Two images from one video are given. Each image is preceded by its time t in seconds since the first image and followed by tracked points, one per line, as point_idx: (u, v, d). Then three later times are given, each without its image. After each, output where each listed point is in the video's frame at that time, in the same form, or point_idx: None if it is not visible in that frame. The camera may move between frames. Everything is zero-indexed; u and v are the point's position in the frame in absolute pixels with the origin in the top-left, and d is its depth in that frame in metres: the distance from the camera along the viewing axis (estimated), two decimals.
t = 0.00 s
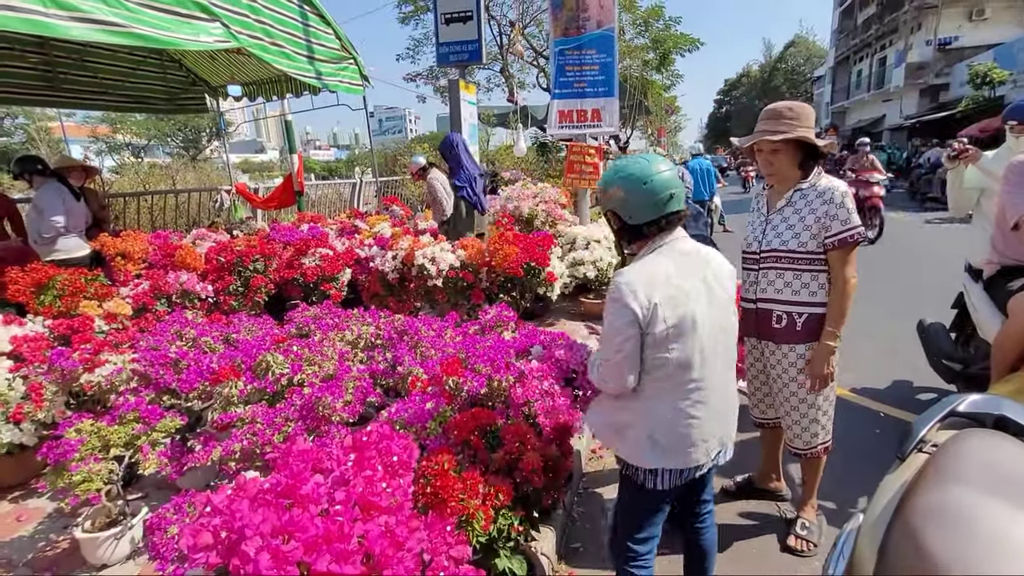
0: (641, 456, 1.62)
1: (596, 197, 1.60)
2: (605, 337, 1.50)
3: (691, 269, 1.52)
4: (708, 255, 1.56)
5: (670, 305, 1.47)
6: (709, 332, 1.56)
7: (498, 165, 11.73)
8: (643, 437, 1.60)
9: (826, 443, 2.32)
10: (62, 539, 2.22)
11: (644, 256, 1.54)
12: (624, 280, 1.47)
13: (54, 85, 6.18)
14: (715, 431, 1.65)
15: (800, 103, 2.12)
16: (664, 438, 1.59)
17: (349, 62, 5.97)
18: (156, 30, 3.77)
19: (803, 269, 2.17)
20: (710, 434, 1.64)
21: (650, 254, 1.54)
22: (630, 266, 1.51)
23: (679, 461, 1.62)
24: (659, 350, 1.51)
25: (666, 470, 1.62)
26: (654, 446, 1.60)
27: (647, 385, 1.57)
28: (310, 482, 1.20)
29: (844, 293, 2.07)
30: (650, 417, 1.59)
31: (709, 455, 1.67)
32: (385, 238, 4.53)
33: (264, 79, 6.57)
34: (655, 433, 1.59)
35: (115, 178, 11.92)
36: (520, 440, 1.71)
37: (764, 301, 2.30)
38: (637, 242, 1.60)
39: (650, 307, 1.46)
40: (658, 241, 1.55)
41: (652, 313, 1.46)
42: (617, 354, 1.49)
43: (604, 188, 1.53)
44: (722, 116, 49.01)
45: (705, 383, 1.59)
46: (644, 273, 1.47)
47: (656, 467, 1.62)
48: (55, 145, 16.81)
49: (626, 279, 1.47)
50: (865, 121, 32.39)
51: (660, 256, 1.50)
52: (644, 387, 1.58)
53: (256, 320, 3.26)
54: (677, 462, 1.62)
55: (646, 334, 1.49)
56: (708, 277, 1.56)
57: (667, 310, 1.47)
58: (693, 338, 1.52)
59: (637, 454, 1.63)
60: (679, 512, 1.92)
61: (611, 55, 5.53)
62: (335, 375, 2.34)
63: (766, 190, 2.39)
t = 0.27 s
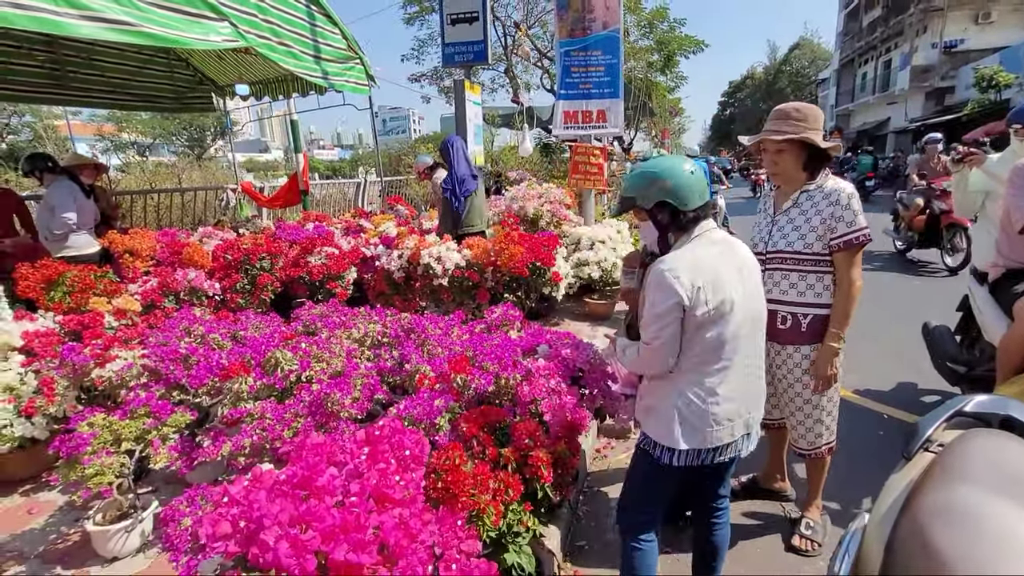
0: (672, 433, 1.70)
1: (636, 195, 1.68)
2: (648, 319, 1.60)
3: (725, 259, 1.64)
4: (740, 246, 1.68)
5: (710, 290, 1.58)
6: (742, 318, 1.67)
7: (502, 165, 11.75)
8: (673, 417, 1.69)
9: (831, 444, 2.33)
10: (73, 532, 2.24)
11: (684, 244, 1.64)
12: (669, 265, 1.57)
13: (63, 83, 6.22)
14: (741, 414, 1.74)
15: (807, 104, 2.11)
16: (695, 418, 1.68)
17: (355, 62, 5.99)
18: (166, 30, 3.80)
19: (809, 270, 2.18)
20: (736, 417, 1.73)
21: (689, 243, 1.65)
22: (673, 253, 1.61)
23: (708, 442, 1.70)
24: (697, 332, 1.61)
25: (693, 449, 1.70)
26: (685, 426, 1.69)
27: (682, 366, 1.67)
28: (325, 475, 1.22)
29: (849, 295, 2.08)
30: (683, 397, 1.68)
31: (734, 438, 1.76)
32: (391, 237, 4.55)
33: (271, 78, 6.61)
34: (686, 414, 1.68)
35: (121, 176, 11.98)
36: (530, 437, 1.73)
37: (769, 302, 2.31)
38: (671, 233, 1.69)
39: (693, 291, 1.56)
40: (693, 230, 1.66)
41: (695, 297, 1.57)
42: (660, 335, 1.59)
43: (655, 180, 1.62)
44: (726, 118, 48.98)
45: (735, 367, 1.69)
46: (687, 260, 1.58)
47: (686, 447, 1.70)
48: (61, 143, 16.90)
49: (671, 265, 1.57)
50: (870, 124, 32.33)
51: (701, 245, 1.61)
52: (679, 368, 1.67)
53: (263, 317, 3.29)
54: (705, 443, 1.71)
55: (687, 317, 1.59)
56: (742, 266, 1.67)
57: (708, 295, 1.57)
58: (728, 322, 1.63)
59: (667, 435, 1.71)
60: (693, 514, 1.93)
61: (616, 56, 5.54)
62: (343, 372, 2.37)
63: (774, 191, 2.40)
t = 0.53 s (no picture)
0: (694, 425, 1.76)
1: (649, 200, 1.77)
2: (671, 315, 1.66)
3: (732, 255, 1.76)
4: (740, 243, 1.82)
5: (722, 284, 1.68)
6: (748, 311, 1.79)
7: (507, 168, 11.81)
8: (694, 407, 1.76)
9: (831, 446, 2.38)
10: (90, 523, 2.30)
11: (695, 243, 1.74)
12: (685, 261, 1.66)
13: (76, 84, 6.30)
14: (749, 403, 1.84)
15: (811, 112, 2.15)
16: (715, 407, 1.76)
17: (364, 65, 6.05)
18: (181, 33, 3.87)
19: (811, 275, 2.23)
20: (746, 406, 1.83)
21: (699, 242, 1.74)
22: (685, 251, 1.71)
23: (724, 429, 1.79)
24: (712, 324, 1.71)
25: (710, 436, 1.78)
26: (704, 415, 1.76)
27: (699, 359, 1.75)
28: (346, 466, 1.29)
29: (850, 299, 2.12)
30: (700, 389, 1.76)
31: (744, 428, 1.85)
32: (398, 238, 4.62)
33: (280, 79, 6.68)
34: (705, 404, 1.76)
35: (129, 175, 12.08)
36: (538, 434, 1.78)
37: (772, 306, 2.36)
38: (680, 233, 1.78)
39: (709, 283, 1.66)
40: (701, 229, 1.77)
41: (710, 290, 1.67)
42: (683, 327, 1.66)
43: (667, 185, 1.71)
44: (730, 122, 49.00)
45: (744, 358, 1.80)
46: (699, 254, 1.68)
47: (707, 435, 1.77)
48: (69, 141, 17.04)
49: (686, 261, 1.66)
50: (874, 130, 32.35)
51: (710, 242, 1.72)
52: (696, 361, 1.75)
53: (273, 316, 3.34)
54: (721, 431, 1.79)
55: (703, 309, 1.68)
56: (745, 262, 1.80)
57: (720, 287, 1.68)
58: (736, 315, 1.74)
59: (688, 424, 1.78)
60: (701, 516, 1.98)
61: (623, 61, 5.59)
62: (354, 370, 2.42)
63: (778, 197, 2.46)
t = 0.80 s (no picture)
0: (685, 424, 1.84)
1: (641, 208, 1.86)
2: (659, 319, 1.73)
3: (719, 259, 1.82)
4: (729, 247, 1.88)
5: (709, 288, 1.75)
6: (737, 313, 1.85)
7: (511, 171, 11.87)
8: (684, 405, 1.83)
9: (829, 449, 2.41)
10: (99, 517, 2.33)
11: (683, 249, 1.80)
12: (672, 268, 1.73)
13: (85, 84, 6.36)
14: (742, 402, 1.90)
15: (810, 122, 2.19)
16: (704, 406, 1.83)
17: (370, 68, 6.11)
18: (192, 35, 3.93)
19: (810, 281, 2.27)
20: (738, 404, 1.89)
21: (687, 248, 1.81)
22: (673, 257, 1.78)
23: (716, 426, 1.86)
24: (700, 327, 1.78)
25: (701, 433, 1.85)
26: (694, 413, 1.84)
27: (688, 360, 1.82)
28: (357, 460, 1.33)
29: (847, 305, 2.16)
30: (690, 388, 1.83)
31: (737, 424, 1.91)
32: (402, 240, 4.66)
33: (286, 81, 6.74)
34: (694, 401, 1.83)
35: (134, 174, 12.15)
36: (541, 433, 1.82)
37: (771, 311, 2.39)
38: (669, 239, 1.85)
39: (695, 289, 1.73)
40: (690, 235, 1.83)
41: (697, 294, 1.73)
42: (671, 331, 1.73)
43: (656, 195, 1.80)
44: (733, 128, 49.05)
45: (734, 359, 1.86)
46: (685, 260, 1.75)
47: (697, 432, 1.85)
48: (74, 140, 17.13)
49: (673, 267, 1.73)
50: (876, 136, 32.39)
51: (697, 248, 1.79)
52: (686, 363, 1.82)
53: (279, 315, 3.38)
54: (713, 427, 1.86)
55: (691, 313, 1.75)
56: (734, 265, 1.86)
57: (707, 291, 1.74)
58: (725, 317, 1.81)
59: (678, 422, 1.85)
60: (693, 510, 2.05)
61: (627, 67, 5.64)
62: (360, 369, 2.46)
63: (777, 204, 2.50)
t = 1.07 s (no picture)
0: (683, 421, 1.87)
1: (640, 210, 1.86)
2: (659, 318, 1.76)
3: (717, 261, 1.86)
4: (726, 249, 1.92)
5: (707, 289, 1.79)
6: (733, 313, 1.89)
7: (513, 173, 11.90)
8: (682, 403, 1.87)
9: (830, 453, 2.42)
10: (104, 516, 2.35)
11: (682, 251, 1.84)
12: (672, 269, 1.76)
13: (91, 86, 6.40)
14: (736, 399, 1.94)
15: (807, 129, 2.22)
16: (701, 404, 1.87)
17: (374, 71, 6.14)
18: (198, 39, 3.96)
19: (810, 285, 2.29)
20: (732, 400, 1.94)
21: (686, 249, 1.84)
22: (673, 259, 1.81)
23: (712, 423, 1.90)
24: (698, 327, 1.81)
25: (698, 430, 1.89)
26: (692, 410, 1.87)
27: (686, 359, 1.85)
28: (363, 461, 1.35)
29: (848, 310, 2.17)
30: (688, 386, 1.87)
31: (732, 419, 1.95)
32: (405, 242, 4.69)
33: (291, 84, 6.78)
34: (692, 399, 1.87)
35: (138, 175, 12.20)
36: (544, 435, 1.84)
37: (772, 315, 2.41)
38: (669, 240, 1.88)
39: (694, 289, 1.76)
40: (690, 237, 1.85)
41: (696, 295, 1.77)
42: (672, 330, 1.76)
43: (656, 197, 1.82)
44: (735, 131, 49.07)
45: (730, 358, 1.90)
46: (685, 261, 1.78)
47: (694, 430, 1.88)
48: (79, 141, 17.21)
49: (673, 268, 1.76)
50: (879, 140, 32.38)
51: (697, 250, 1.82)
52: (684, 362, 1.85)
53: (283, 317, 3.40)
54: (709, 425, 1.90)
55: (690, 313, 1.78)
56: (730, 267, 1.90)
57: (705, 291, 1.78)
58: (722, 317, 1.84)
59: (677, 419, 1.88)
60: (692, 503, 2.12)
61: (629, 71, 5.66)
62: (364, 371, 2.48)
63: (777, 210, 2.52)
